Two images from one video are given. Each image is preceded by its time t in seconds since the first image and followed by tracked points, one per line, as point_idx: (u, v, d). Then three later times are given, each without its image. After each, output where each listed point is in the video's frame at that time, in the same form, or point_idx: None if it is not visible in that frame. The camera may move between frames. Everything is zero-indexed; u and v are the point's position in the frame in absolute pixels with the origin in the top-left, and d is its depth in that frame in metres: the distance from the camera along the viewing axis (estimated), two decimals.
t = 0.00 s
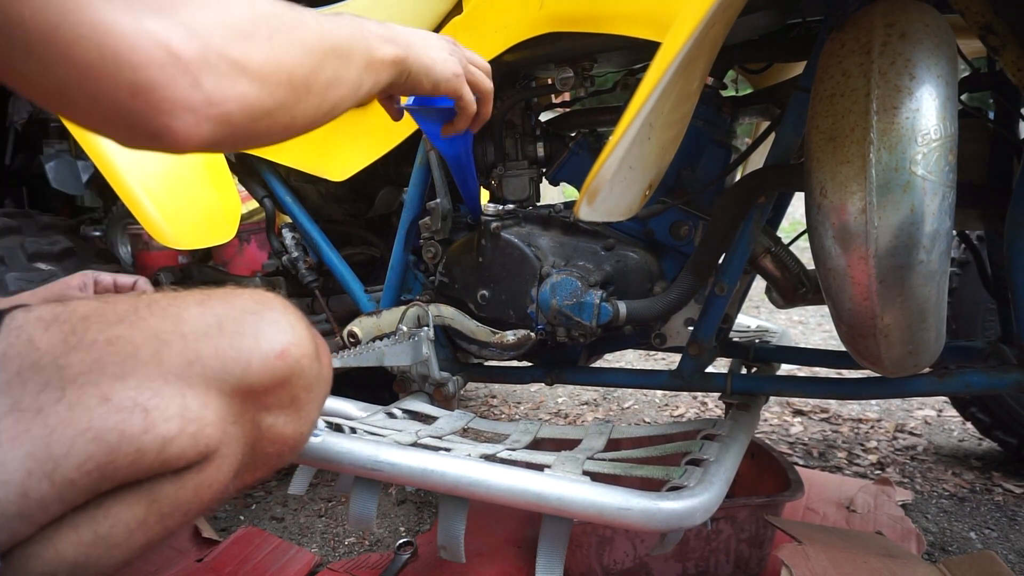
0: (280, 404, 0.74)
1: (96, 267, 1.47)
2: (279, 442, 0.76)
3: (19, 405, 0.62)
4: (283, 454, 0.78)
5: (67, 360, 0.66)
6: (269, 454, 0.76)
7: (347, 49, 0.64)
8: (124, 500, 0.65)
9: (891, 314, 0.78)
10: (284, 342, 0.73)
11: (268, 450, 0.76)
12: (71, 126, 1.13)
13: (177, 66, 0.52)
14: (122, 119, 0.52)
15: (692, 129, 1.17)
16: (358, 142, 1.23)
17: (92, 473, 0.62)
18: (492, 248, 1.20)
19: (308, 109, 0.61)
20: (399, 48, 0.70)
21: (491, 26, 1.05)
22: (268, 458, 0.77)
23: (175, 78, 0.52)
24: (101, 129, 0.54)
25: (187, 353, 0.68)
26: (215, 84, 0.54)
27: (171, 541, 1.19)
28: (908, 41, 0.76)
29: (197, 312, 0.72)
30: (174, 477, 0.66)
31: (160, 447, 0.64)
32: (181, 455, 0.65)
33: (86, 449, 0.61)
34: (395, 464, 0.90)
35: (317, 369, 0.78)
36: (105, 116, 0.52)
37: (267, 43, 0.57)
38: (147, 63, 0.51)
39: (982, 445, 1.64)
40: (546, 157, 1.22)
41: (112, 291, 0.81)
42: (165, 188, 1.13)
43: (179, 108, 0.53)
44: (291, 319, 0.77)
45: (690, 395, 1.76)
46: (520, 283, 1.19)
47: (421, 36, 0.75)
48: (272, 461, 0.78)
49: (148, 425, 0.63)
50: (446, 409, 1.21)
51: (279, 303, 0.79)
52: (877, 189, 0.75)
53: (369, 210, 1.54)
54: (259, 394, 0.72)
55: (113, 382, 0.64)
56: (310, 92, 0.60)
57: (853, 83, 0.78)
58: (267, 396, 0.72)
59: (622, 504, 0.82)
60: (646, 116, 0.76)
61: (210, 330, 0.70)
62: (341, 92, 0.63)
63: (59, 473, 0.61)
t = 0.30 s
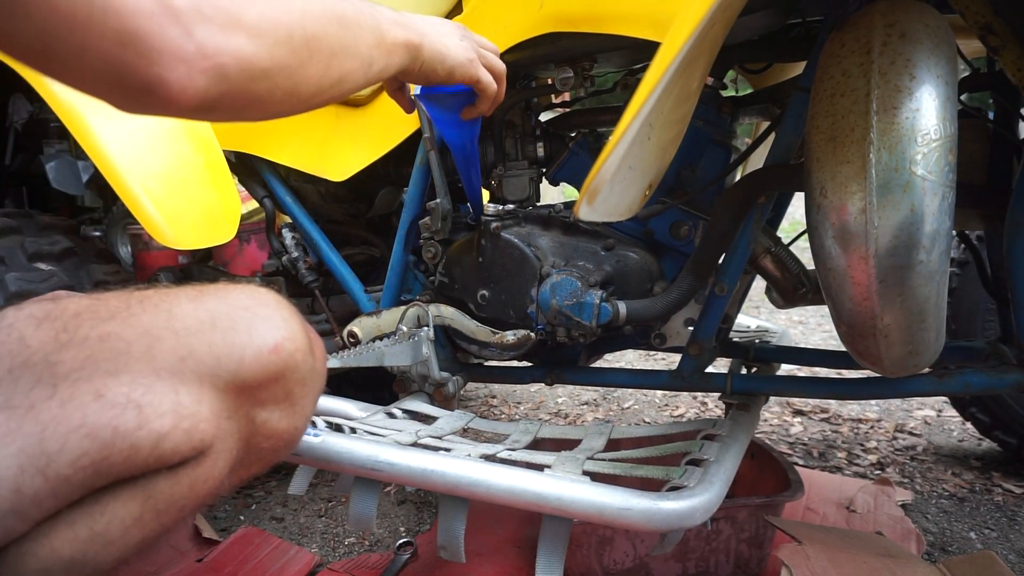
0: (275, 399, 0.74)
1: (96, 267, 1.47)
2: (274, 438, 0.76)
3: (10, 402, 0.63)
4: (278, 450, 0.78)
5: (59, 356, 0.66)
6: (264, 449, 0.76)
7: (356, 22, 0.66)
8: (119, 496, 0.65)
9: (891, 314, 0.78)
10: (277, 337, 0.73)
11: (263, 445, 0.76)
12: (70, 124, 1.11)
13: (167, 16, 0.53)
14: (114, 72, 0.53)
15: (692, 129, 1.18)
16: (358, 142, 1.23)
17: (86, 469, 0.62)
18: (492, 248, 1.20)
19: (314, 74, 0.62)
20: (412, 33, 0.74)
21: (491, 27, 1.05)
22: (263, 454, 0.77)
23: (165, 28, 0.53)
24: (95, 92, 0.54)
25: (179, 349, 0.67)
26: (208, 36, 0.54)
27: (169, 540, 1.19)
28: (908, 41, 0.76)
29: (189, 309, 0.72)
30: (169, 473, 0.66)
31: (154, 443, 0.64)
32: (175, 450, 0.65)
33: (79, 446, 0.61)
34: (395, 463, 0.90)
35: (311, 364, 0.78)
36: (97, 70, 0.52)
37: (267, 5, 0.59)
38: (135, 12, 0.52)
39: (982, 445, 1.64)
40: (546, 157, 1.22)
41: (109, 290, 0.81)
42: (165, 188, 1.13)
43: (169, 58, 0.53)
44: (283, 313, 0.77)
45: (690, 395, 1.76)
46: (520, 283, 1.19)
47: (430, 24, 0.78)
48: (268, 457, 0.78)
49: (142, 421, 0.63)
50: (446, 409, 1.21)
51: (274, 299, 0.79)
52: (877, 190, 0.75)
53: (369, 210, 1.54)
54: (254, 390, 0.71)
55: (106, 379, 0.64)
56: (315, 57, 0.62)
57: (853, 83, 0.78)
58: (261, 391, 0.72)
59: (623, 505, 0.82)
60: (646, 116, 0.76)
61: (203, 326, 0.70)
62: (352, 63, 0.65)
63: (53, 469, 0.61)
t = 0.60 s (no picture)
0: (273, 399, 0.74)
1: (95, 267, 1.47)
2: (272, 437, 0.76)
3: (6, 401, 0.62)
4: (276, 449, 0.78)
5: (57, 356, 0.65)
6: (262, 448, 0.76)
7: (341, 43, 0.64)
8: (117, 495, 0.65)
9: (891, 314, 0.78)
10: (274, 336, 0.73)
11: (261, 445, 0.76)
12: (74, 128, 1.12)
13: (124, 33, 0.50)
14: (69, 89, 0.50)
15: (692, 129, 1.17)
16: (357, 142, 1.23)
17: (83, 469, 0.62)
18: (492, 248, 1.20)
19: (290, 96, 0.60)
20: (408, 57, 0.72)
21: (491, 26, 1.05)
22: (261, 453, 0.77)
23: (122, 44, 0.50)
24: (54, 111, 0.52)
25: (176, 348, 0.67)
26: (167, 53, 0.52)
27: (168, 540, 1.19)
28: (908, 41, 0.76)
29: (186, 308, 0.72)
30: (167, 472, 0.66)
31: (151, 442, 0.64)
32: (173, 450, 0.65)
33: (76, 445, 0.61)
34: (395, 463, 0.90)
35: (309, 363, 0.78)
36: (52, 88, 0.50)
37: (238, 23, 0.57)
38: (91, 27, 0.49)
39: (982, 445, 1.64)
40: (546, 156, 1.22)
41: (107, 289, 0.81)
42: (165, 188, 1.13)
43: (127, 77, 0.51)
44: (280, 313, 0.77)
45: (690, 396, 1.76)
46: (520, 283, 1.18)
47: (427, 45, 0.76)
48: (266, 456, 0.78)
49: (140, 420, 0.63)
50: (446, 409, 1.21)
51: (272, 298, 0.79)
52: (877, 190, 0.75)
53: (369, 210, 1.54)
54: (251, 389, 0.72)
55: (103, 378, 0.64)
56: (292, 78, 0.60)
57: (852, 83, 0.78)
58: (259, 391, 0.72)
59: (623, 504, 0.82)
60: (646, 116, 0.76)
61: (201, 326, 0.70)
62: (335, 86, 0.63)
63: (50, 469, 0.61)
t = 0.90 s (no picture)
0: (274, 400, 0.74)
1: (96, 267, 1.47)
2: (273, 438, 0.76)
3: (8, 401, 0.62)
4: (277, 450, 0.78)
5: (58, 356, 0.65)
6: (263, 449, 0.76)
7: (339, 66, 0.61)
8: (118, 496, 0.65)
9: (891, 314, 0.78)
10: (276, 337, 0.73)
11: (262, 446, 0.76)
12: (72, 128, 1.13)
13: (106, 55, 0.47)
14: (45, 110, 0.48)
15: (692, 129, 1.17)
16: (357, 142, 1.22)
17: (84, 469, 0.62)
18: (492, 248, 1.20)
19: (280, 120, 0.57)
20: (410, 79, 0.68)
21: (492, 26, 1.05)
22: (262, 454, 0.77)
23: (102, 67, 0.47)
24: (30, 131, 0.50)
25: (178, 349, 0.67)
26: (151, 78, 0.49)
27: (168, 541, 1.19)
28: (908, 41, 0.76)
29: (188, 309, 0.72)
30: (168, 473, 0.66)
31: (153, 443, 0.64)
32: (174, 451, 0.65)
33: (78, 446, 0.61)
34: (395, 463, 0.90)
35: (311, 365, 0.78)
36: (27, 109, 0.48)
37: (228, 45, 0.54)
38: (69, 48, 0.46)
39: (982, 445, 1.64)
40: (546, 157, 1.22)
41: (108, 290, 0.81)
42: (165, 188, 1.13)
43: (107, 101, 0.48)
44: (281, 314, 0.77)
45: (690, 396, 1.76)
46: (521, 283, 1.18)
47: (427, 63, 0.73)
48: (267, 457, 0.78)
49: (141, 421, 0.63)
50: (446, 409, 1.21)
51: (273, 300, 0.79)
52: (877, 190, 0.75)
53: (369, 210, 1.54)
54: (253, 390, 0.72)
55: (104, 379, 0.64)
56: (282, 102, 0.57)
57: (852, 83, 0.78)
58: (260, 392, 0.72)
59: (623, 505, 0.82)
60: (646, 116, 0.76)
61: (203, 327, 0.70)
62: (329, 110, 0.60)
63: (51, 469, 0.61)
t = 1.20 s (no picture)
0: (275, 401, 0.74)
1: (96, 267, 1.47)
2: (274, 439, 0.76)
3: (9, 401, 0.62)
4: (278, 451, 0.78)
5: (59, 357, 0.65)
6: (264, 451, 0.76)
7: (339, 91, 0.60)
8: (119, 496, 0.65)
9: (891, 314, 0.78)
10: (277, 339, 0.73)
11: (263, 447, 0.76)
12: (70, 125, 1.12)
13: (101, 84, 0.48)
14: (41, 139, 0.48)
15: (692, 129, 1.17)
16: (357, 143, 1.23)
17: (85, 470, 0.62)
18: (492, 248, 1.20)
19: (275, 145, 0.57)
20: (413, 100, 0.67)
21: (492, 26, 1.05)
22: (262, 455, 0.77)
23: (97, 97, 0.48)
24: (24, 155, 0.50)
25: (179, 351, 0.68)
26: (146, 106, 0.50)
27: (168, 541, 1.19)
28: (908, 41, 0.76)
29: (189, 310, 0.72)
30: (168, 474, 0.66)
31: (153, 444, 0.64)
32: (174, 452, 0.65)
33: (79, 446, 0.61)
34: (395, 463, 0.89)
35: (311, 367, 0.78)
36: (19, 136, 0.48)
37: (225, 71, 0.54)
38: (64, 77, 0.47)
39: (982, 445, 1.64)
40: (546, 157, 1.22)
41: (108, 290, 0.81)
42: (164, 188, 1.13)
43: (100, 129, 0.48)
44: (281, 315, 0.77)
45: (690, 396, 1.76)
46: (521, 283, 1.18)
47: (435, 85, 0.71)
48: (268, 458, 0.78)
49: (142, 422, 0.63)
50: (446, 409, 1.21)
51: (274, 301, 0.79)
52: (877, 190, 0.75)
53: (369, 210, 1.54)
54: (254, 392, 0.72)
55: (105, 379, 0.64)
56: (278, 128, 0.56)
57: (853, 83, 0.78)
58: (260, 394, 0.72)
59: (623, 505, 0.82)
60: (645, 116, 0.76)
61: (204, 329, 0.70)
62: (325, 135, 0.59)
63: (52, 470, 0.61)
